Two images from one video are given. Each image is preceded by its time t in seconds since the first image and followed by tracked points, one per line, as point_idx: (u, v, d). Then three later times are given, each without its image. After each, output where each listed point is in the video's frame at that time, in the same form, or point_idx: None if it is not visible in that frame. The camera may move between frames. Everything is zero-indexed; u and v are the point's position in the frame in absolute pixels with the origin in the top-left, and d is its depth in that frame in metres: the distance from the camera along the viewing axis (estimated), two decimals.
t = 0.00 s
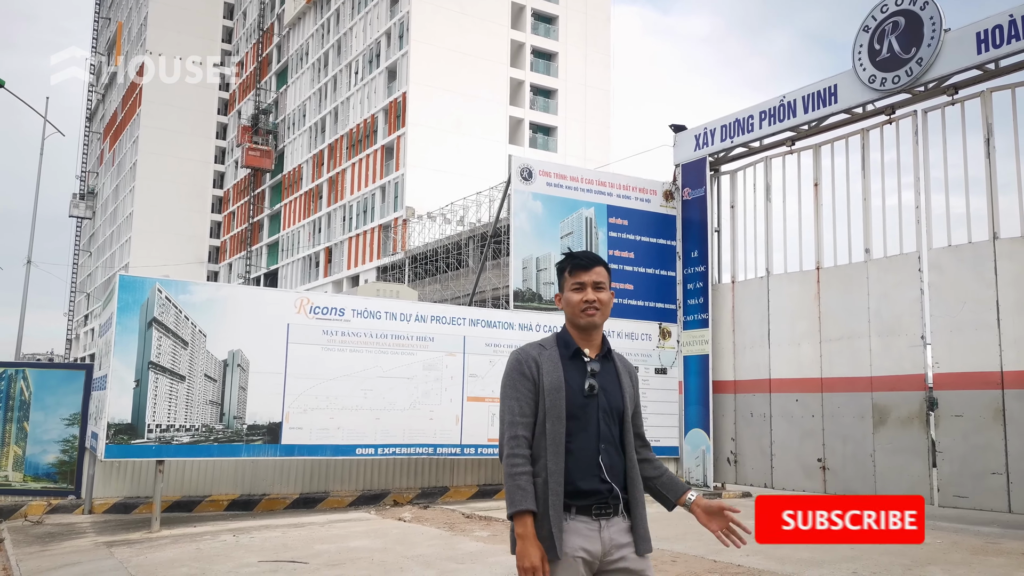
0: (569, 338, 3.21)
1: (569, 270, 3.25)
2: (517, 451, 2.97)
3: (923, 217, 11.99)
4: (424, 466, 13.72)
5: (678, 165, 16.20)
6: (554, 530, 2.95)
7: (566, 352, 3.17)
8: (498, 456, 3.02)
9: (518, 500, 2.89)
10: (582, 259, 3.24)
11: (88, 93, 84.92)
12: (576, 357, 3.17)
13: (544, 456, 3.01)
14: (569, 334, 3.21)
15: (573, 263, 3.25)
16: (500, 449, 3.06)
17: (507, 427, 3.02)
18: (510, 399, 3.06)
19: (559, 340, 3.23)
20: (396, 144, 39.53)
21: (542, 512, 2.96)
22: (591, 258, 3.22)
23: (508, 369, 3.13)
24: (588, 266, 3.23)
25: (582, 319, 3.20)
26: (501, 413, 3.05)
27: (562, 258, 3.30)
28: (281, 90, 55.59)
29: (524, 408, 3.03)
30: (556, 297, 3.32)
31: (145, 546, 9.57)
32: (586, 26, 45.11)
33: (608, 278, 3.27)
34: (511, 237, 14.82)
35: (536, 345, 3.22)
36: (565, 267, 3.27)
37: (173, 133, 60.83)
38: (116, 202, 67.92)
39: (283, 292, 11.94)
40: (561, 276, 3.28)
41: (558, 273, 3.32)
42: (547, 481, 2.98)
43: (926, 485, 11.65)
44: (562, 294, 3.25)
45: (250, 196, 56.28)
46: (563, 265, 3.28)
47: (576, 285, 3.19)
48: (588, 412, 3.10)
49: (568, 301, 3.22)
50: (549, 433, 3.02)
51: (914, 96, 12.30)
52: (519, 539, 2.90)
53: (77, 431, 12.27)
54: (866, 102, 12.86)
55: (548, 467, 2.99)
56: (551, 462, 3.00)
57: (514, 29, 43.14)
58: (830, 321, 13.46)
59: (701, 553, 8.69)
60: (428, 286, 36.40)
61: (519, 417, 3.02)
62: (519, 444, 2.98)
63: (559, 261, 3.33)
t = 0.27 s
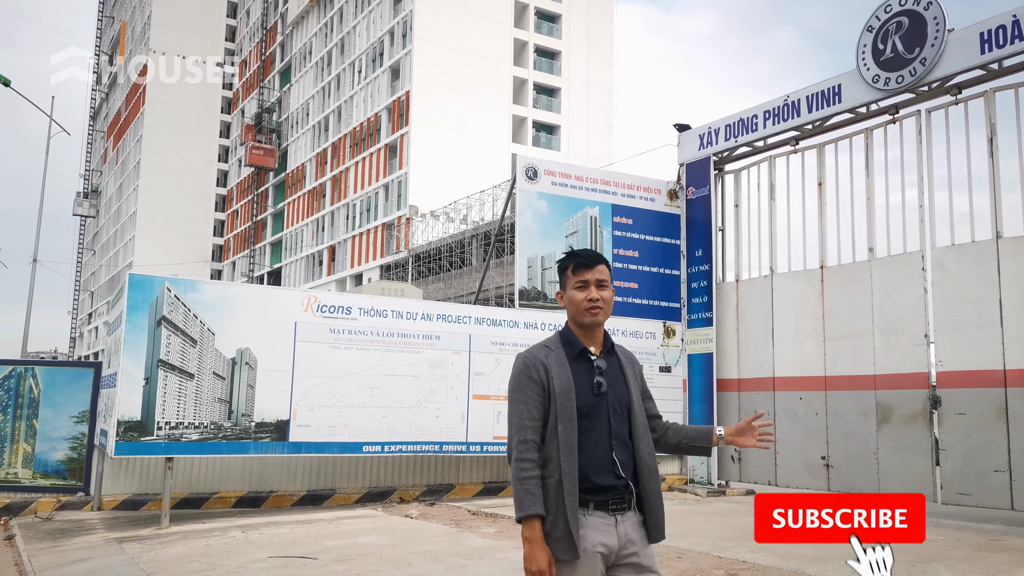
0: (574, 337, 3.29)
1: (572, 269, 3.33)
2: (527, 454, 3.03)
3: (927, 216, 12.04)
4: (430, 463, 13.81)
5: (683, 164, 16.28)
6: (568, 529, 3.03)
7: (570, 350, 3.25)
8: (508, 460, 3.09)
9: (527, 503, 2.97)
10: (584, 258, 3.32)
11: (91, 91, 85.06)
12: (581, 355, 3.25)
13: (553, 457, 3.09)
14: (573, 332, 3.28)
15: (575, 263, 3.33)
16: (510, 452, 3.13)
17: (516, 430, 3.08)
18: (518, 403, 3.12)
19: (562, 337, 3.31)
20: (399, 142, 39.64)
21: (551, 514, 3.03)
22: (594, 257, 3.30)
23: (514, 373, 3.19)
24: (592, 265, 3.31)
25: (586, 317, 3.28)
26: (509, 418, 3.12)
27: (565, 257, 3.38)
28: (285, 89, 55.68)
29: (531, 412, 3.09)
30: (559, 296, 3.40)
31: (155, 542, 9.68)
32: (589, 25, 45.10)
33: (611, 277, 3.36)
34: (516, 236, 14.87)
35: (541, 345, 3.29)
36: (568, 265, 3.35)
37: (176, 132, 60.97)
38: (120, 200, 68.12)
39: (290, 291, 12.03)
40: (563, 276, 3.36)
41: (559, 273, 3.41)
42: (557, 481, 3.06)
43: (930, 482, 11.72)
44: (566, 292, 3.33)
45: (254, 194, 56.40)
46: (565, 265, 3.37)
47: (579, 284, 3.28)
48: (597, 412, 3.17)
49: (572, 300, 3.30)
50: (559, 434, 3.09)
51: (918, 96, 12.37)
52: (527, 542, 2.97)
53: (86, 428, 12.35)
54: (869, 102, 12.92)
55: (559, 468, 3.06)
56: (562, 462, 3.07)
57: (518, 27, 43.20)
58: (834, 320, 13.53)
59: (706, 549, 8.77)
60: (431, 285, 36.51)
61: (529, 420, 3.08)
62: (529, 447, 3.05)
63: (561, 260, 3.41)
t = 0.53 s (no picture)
0: (584, 329, 3.35)
1: (579, 262, 3.39)
2: (544, 445, 3.09)
3: (930, 208, 12.08)
4: (435, 454, 13.91)
5: (686, 157, 16.31)
6: (586, 518, 3.09)
7: (579, 342, 3.31)
8: (527, 453, 3.14)
9: (552, 493, 3.03)
10: (592, 251, 3.38)
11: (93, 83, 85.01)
12: (590, 347, 3.31)
13: (569, 449, 3.15)
14: (582, 325, 3.35)
15: (583, 255, 3.39)
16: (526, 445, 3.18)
17: (533, 423, 3.13)
18: (533, 398, 3.17)
19: (571, 329, 3.38)
20: (402, 135, 39.65)
21: (574, 502, 3.09)
22: (602, 250, 3.37)
23: (527, 367, 3.24)
24: (600, 257, 3.38)
25: (595, 309, 3.35)
26: (525, 411, 3.16)
27: (573, 250, 3.44)
28: (287, 81, 55.64)
29: (547, 404, 3.15)
30: (567, 289, 3.46)
31: (164, 532, 9.78)
32: (591, 17, 44.99)
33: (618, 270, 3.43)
34: (520, 228, 14.93)
35: (551, 337, 3.36)
36: (575, 258, 3.42)
37: (178, 124, 60.98)
38: (122, 193, 68.21)
39: (296, 284, 12.12)
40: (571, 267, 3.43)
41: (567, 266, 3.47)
42: (574, 472, 3.13)
43: (931, 473, 11.80)
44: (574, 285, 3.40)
45: (256, 187, 56.43)
46: (573, 258, 3.43)
47: (588, 277, 3.35)
48: (609, 402, 3.25)
49: (581, 293, 3.37)
50: (574, 425, 3.16)
51: (921, 89, 12.39)
52: (560, 529, 3.03)
53: (94, 420, 12.47)
54: (873, 94, 12.95)
55: (575, 458, 3.14)
56: (577, 453, 3.14)
57: (520, 19, 43.15)
58: (836, 312, 13.58)
59: (709, 539, 8.86)
60: (434, 277, 36.58)
61: (545, 412, 3.14)
62: (547, 439, 3.10)
63: (568, 253, 3.47)
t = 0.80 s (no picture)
0: (590, 316, 3.39)
1: (590, 251, 3.42)
2: (546, 434, 3.14)
3: (931, 195, 12.09)
4: (437, 440, 14.01)
5: (688, 144, 16.28)
6: (586, 505, 3.15)
7: (583, 331, 3.35)
8: (529, 441, 3.18)
9: (554, 481, 3.08)
10: (604, 241, 3.42)
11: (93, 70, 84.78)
12: (595, 337, 3.35)
13: (571, 436, 3.20)
14: (587, 314, 3.39)
15: (592, 245, 3.43)
16: (529, 433, 3.23)
17: (536, 412, 3.17)
18: (536, 387, 3.21)
19: (576, 317, 3.41)
20: (402, 122, 39.61)
21: (575, 491, 3.15)
22: (615, 241, 3.41)
23: (531, 356, 3.28)
24: (613, 248, 3.42)
25: (609, 298, 3.38)
26: (529, 400, 3.21)
27: (583, 239, 3.47)
28: (287, 67, 55.48)
29: (550, 393, 3.19)
30: (576, 278, 3.48)
31: (170, 518, 9.87)
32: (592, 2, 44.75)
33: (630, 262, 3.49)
34: (522, 215, 15.00)
35: (555, 326, 3.39)
36: (585, 246, 3.45)
37: (179, 111, 60.85)
38: (123, 180, 68.17)
39: (298, 271, 12.16)
40: (580, 256, 3.45)
41: (575, 253, 3.49)
42: (576, 459, 3.18)
43: (931, 459, 11.88)
44: (585, 274, 3.42)
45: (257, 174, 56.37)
46: (583, 246, 3.46)
47: (606, 265, 3.38)
48: (611, 391, 3.30)
49: (596, 280, 3.38)
50: (576, 414, 3.21)
51: (924, 75, 12.36)
52: (557, 518, 3.09)
53: (98, 406, 12.60)
54: (875, 81, 12.92)
55: (577, 446, 3.19)
56: (580, 441, 3.20)
57: (521, 5, 42.99)
58: (837, 298, 13.61)
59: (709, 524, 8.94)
60: (434, 264, 36.66)
61: (548, 402, 3.18)
62: (550, 427, 3.15)
63: (576, 241, 3.50)
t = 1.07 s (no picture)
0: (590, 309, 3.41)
1: (592, 243, 3.47)
2: (547, 427, 3.17)
3: (931, 185, 12.09)
4: (438, 430, 14.08)
5: (688, 133, 16.26)
6: (586, 496, 3.18)
7: (583, 322, 3.36)
8: (531, 434, 3.20)
9: (555, 475, 3.12)
10: (607, 234, 3.50)
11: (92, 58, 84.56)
12: (593, 328, 3.37)
13: (571, 429, 3.23)
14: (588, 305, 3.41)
15: (593, 237, 3.48)
16: (528, 425, 3.24)
17: (538, 406, 3.19)
18: (537, 380, 3.22)
19: (577, 306, 3.42)
20: (402, 111, 39.55)
21: (575, 484, 3.18)
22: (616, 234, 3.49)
23: (532, 349, 3.28)
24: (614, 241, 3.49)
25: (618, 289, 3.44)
26: (531, 393, 3.22)
27: (584, 231, 3.50)
28: (287, 56, 55.28)
29: (551, 386, 3.21)
30: (577, 270, 3.50)
31: (172, 506, 9.94)
32: None
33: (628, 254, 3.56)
34: (522, 205, 14.99)
35: (556, 316, 3.37)
36: (586, 238, 3.49)
37: (178, 100, 60.71)
38: (123, 169, 68.13)
39: (298, 261, 12.18)
40: (581, 246, 3.48)
41: (574, 246, 3.51)
42: (575, 452, 3.21)
43: (929, 448, 11.94)
44: (588, 265, 3.46)
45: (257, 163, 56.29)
46: (582, 238, 3.50)
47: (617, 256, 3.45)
48: (609, 383, 3.33)
49: (611, 270, 3.46)
50: (576, 406, 3.23)
51: (923, 65, 12.34)
52: (557, 511, 3.13)
53: (99, 396, 12.63)
54: (875, 70, 12.91)
55: (577, 438, 3.22)
56: (579, 433, 3.22)
57: None
58: (836, 288, 13.64)
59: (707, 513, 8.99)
60: (434, 254, 36.69)
61: (548, 397, 3.19)
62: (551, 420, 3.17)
63: (573, 233, 3.52)
